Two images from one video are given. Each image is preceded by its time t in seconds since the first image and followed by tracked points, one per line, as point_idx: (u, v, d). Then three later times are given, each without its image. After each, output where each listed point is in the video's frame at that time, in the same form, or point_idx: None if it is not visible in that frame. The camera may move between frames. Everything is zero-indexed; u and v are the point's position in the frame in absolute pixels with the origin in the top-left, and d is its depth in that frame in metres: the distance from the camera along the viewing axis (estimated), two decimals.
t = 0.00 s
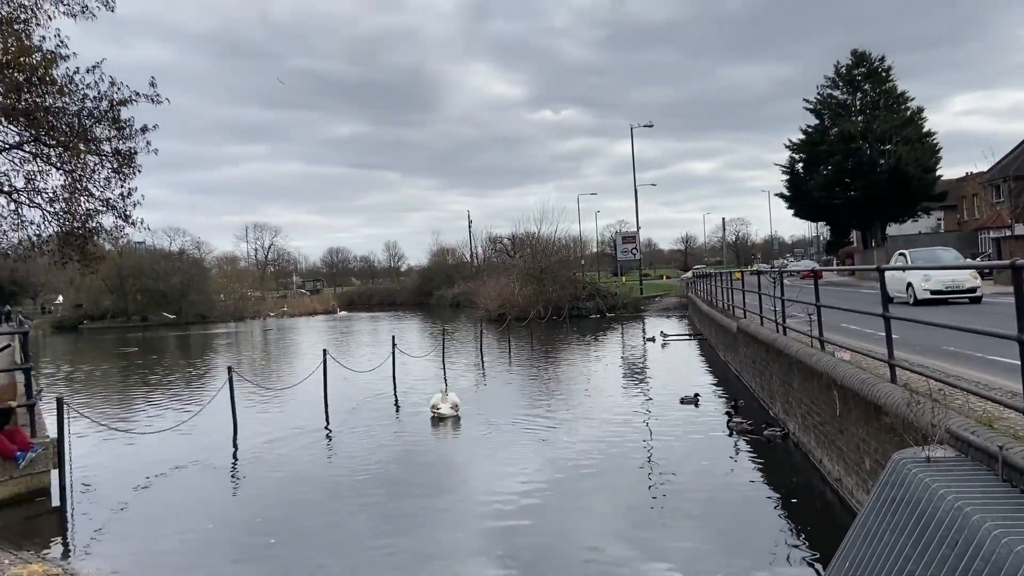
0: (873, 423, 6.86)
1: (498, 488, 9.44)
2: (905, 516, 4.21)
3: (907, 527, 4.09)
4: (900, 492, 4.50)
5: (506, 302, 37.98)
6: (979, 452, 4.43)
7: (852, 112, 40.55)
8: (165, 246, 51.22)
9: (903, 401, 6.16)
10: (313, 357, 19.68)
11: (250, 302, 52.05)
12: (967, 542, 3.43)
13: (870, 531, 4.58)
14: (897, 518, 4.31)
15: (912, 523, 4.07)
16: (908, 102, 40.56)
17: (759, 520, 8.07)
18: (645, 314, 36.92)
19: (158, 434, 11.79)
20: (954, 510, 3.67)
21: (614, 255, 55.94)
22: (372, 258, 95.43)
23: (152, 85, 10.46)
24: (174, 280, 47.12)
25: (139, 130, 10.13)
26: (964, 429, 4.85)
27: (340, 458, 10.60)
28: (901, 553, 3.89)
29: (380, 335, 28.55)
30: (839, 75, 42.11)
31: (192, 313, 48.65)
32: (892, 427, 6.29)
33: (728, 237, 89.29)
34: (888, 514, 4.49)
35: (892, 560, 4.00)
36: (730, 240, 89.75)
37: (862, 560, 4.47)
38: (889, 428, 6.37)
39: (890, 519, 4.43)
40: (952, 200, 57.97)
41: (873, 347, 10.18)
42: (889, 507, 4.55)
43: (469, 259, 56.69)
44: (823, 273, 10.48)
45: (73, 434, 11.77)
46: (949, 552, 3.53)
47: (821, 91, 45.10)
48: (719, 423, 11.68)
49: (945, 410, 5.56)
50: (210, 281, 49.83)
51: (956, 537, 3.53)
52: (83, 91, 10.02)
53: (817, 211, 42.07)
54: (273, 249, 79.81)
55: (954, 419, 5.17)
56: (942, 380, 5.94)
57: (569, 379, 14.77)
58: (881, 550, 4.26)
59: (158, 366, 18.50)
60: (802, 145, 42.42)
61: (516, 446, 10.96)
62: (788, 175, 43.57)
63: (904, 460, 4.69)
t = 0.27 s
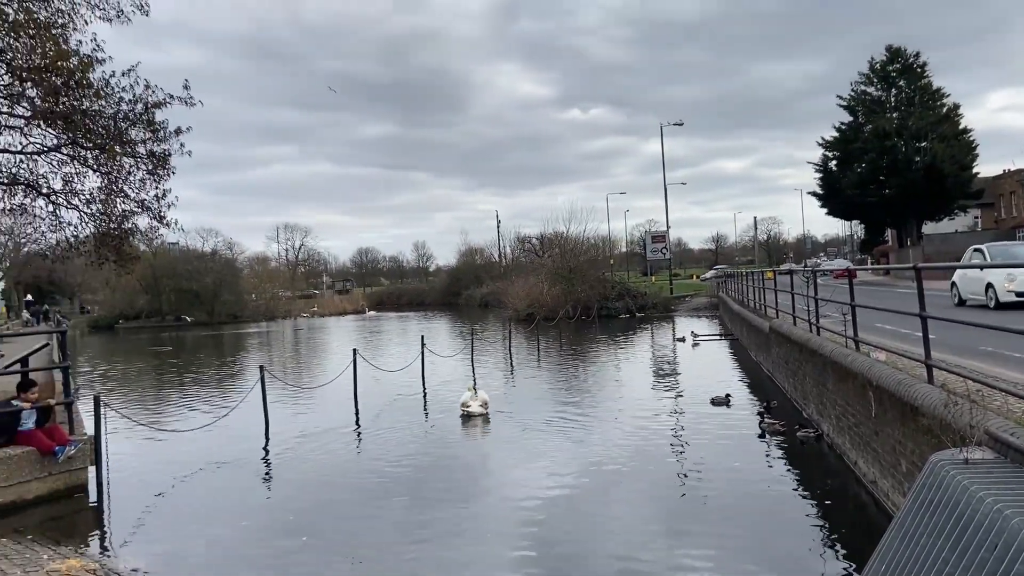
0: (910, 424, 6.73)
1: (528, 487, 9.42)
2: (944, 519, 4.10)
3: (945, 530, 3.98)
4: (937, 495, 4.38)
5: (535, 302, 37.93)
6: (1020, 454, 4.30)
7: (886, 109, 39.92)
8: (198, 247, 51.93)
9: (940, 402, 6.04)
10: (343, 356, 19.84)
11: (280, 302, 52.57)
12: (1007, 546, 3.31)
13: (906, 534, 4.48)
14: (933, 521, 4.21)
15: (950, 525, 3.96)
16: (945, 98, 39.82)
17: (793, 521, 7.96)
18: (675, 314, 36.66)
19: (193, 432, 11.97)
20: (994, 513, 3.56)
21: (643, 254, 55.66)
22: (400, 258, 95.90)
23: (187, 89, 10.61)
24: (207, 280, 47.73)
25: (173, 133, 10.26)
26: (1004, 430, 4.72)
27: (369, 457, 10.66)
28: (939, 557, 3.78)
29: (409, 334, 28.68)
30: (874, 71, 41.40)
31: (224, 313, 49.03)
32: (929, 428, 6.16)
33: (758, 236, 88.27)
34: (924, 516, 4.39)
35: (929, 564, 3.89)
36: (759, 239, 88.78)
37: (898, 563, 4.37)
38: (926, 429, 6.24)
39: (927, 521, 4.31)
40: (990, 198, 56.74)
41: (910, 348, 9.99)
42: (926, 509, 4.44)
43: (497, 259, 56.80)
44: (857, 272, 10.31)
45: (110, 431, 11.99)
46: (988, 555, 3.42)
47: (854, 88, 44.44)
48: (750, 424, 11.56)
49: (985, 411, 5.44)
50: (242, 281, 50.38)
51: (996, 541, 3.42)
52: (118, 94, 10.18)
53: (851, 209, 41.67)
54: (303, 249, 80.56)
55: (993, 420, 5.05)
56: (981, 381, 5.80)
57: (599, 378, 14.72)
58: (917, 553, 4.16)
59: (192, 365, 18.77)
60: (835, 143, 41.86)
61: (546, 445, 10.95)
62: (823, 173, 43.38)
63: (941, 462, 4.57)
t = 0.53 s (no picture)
0: (942, 427, 6.61)
1: (554, 488, 9.40)
2: (977, 524, 3.97)
3: (978, 536, 3.85)
4: (970, 499, 4.24)
5: (560, 302, 37.84)
6: None
7: (918, 106, 39.32)
8: (228, 248, 52.58)
9: (974, 404, 5.92)
10: (370, 355, 19.96)
11: (308, 302, 53.06)
12: None
13: (939, 540, 4.35)
14: (966, 528, 4.08)
15: (983, 530, 3.83)
16: (978, 95, 39.10)
17: (824, 524, 7.85)
18: (703, 314, 36.37)
19: (223, 430, 12.12)
20: None
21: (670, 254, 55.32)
22: (425, 259, 96.29)
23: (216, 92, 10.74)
24: (236, 280, 48.25)
25: (203, 135, 10.36)
26: None
27: (395, 456, 10.71)
28: (973, 564, 3.67)
29: (436, 334, 28.77)
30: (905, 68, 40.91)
31: (253, 312, 49.52)
32: (962, 430, 6.05)
33: (786, 236, 87.16)
34: (956, 522, 4.29)
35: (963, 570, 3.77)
36: (787, 239, 87.80)
37: (931, 569, 4.25)
38: (959, 432, 6.12)
39: (960, 526, 4.18)
40: None
41: (943, 349, 9.80)
42: (959, 514, 4.32)
43: (523, 259, 56.86)
44: (888, 272, 10.14)
45: (141, 429, 12.18)
46: None
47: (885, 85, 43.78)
48: (779, 425, 11.42)
49: (1020, 413, 5.31)
50: (271, 282, 50.87)
51: None
52: (150, 97, 10.32)
53: (882, 208, 41.03)
54: (330, 250, 81.21)
55: None
56: (1015, 382, 5.67)
57: (625, 379, 14.65)
58: (951, 559, 4.04)
59: (221, 364, 19.01)
60: (865, 141, 41.25)
61: (572, 446, 10.92)
62: (852, 173, 42.76)
63: (975, 465, 4.42)
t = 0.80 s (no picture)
0: (971, 430, 6.50)
1: (577, 489, 9.38)
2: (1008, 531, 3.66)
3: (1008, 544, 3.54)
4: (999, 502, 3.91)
5: (583, 302, 37.75)
6: None
7: (946, 105, 38.81)
8: (253, 249, 53.12)
9: (1004, 408, 5.81)
10: (393, 355, 20.07)
11: (332, 302, 53.44)
12: None
13: (967, 544, 4.07)
14: (996, 534, 3.78)
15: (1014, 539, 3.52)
16: (1008, 93, 38.48)
17: (850, 528, 7.75)
18: (728, 316, 36.09)
19: (248, 429, 12.24)
20: None
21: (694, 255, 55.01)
22: (448, 259, 96.58)
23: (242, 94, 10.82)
24: (261, 280, 48.67)
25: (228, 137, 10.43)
26: None
27: (418, 456, 10.74)
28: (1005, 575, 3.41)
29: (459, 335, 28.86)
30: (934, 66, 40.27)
31: (278, 312, 49.83)
32: (992, 434, 5.94)
33: (811, 236, 86.27)
34: (985, 524, 3.98)
35: None
36: (812, 239, 86.91)
37: None
38: (989, 436, 6.01)
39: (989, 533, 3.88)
40: None
41: (973, 351, 9.63)
42: (988, 517, 4.01)
43: (546, 260, 56.91)
44: (916, 273, 9.99)
45: (168, 428, 12.34)
46: None
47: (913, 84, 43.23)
48: (804, 427, 11.31)
49: None
50: (296, 282, 51.29)
51: None
52: (177, 99, 10.40)
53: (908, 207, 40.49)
54: (354, 250, 81.72)
55: None
56: None
57: (648, 380, 14.58)
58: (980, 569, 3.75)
59: (247, 364, 19.21)
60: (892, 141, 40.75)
61: (594, 447, 10.89)
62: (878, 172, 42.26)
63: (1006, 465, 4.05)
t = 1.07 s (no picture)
0: (997, 435, 6.41)
1: (596, 491, 9.37)
2: None
3: None
4: None
5: (603, 304, 37.67)
6: None
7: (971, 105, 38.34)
8: (275, 250, 53.55)
9: None
10: (413, 357, 20.14)
11: (352, 303, 53.73)
12: None
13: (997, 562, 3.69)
14: None
15: None
16: None
17: (874, 533, 7.67)
18: (749, 318, 35.90)
19: (269, 429, 12.34)
20: None
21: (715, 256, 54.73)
22: (466, 260, 96.72)
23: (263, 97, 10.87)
24: (282, 282, 49.00)
25: (250, 140, 10.50)
26: None
27: (437, 457, 10.78)
28: None
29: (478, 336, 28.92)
30: (957, 66, 40.00)
31: (298, 313, 50.28)
32: (1018, 440, 5.86)
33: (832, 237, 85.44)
34: (1013, 533, 3.66)
35: None
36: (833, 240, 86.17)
37: None
38: (1015, 442, 5.94)
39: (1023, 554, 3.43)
40: None
41: (999, 355, 9.50)
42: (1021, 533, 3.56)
43: (566, 261, 56.90)
44: (940, 275, 9.87)
45: (191, 428, 12.47)
46: None
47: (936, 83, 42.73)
48: (826, 431, 11.22)
49: None
50: (316, 283, 51.63)
51: None
52: (200, 102, 10.48)
53: (932, 209, 39.94)
54: (374, 252, 82.12)
55: None
56: None
57: (668, 382, 14.53)
58: None
59: (269, 364, 19.37)
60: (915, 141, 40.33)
61: (614, 449, 10.87)
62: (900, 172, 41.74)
63: None
